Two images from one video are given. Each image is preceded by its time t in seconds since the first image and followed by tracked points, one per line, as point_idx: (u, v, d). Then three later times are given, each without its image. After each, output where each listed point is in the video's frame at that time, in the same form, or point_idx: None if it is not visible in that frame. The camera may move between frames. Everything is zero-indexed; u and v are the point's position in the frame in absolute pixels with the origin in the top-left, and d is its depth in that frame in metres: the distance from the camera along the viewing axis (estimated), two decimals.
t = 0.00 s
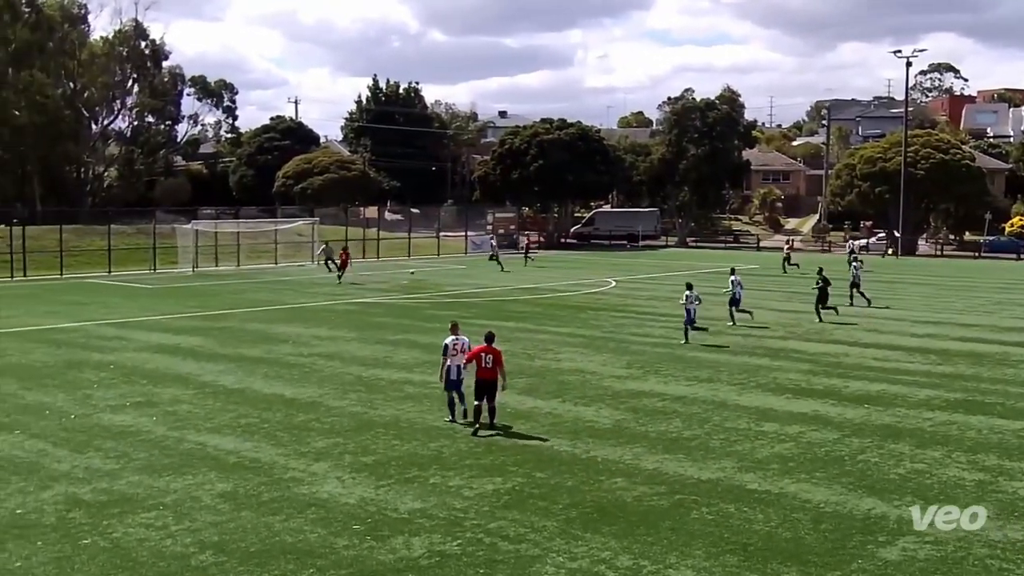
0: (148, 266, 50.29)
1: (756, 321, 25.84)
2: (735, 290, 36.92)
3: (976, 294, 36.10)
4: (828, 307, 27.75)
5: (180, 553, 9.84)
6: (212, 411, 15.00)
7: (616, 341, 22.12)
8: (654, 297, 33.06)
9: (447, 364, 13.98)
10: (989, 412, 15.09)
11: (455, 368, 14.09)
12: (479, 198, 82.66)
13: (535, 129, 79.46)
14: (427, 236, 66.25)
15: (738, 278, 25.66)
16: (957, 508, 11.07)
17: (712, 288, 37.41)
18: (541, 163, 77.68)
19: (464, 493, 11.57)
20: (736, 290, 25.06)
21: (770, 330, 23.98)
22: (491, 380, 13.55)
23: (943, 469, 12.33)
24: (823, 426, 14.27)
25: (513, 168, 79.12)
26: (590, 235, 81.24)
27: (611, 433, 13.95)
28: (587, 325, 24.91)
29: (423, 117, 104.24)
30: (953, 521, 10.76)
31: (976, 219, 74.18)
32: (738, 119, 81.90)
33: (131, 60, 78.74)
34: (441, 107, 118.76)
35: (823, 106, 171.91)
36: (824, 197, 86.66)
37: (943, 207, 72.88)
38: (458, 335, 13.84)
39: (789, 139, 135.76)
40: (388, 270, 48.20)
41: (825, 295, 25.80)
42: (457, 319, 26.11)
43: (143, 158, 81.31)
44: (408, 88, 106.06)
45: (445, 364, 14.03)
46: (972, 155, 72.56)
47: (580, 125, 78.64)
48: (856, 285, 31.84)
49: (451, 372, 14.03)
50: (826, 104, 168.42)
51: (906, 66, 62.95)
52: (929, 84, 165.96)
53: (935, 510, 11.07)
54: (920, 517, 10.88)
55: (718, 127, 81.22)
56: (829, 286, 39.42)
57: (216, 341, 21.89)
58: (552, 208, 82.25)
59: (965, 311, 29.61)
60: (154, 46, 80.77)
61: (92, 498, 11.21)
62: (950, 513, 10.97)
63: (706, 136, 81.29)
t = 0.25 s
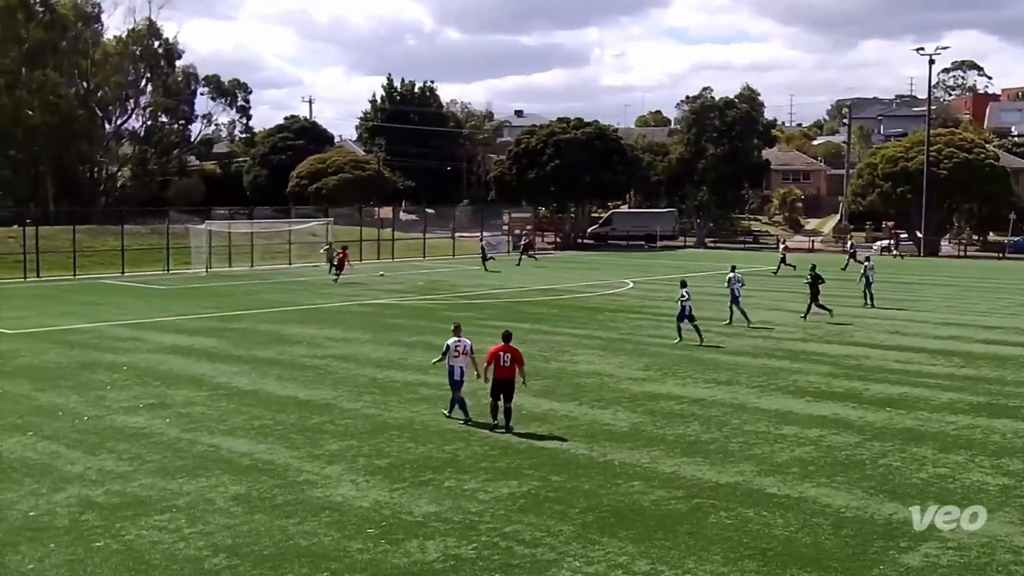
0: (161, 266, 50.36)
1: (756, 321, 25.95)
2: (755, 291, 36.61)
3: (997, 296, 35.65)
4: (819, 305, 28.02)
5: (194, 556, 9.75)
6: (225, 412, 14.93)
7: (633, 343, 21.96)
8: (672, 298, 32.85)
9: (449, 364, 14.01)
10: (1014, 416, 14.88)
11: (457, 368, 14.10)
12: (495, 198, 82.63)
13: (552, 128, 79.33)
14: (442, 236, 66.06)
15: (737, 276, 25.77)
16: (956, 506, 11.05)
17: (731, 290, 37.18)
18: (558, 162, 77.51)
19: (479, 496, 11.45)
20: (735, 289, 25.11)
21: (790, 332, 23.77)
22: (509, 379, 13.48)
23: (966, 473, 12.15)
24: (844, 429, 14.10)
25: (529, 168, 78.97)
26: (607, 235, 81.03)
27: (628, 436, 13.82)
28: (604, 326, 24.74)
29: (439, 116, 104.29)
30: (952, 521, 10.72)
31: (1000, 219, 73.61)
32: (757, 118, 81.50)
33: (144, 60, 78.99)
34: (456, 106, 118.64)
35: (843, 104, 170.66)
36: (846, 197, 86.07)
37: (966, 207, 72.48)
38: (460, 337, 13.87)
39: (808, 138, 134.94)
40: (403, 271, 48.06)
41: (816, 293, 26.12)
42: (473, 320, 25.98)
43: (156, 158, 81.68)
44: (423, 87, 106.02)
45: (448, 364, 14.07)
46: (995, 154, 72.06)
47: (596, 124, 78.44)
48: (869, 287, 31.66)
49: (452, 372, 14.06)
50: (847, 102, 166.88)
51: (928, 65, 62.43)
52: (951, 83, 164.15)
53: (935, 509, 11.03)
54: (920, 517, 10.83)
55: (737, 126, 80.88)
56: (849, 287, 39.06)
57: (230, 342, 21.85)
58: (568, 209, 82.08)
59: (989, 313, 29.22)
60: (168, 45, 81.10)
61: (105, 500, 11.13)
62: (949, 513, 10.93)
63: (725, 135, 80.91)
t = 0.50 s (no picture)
0: (174, 267, 50.40)
1: (753, 321, 26.23)
2: (776, 294, 36.22)
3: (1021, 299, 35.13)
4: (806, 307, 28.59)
5: (207, 560, 9.65)
6: (239, 415, 14.85)
7: (651, 345, 21.77)
8: (692, 300, 32.59)
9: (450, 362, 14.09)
10: None
11: (459, 365, 14.14)
12: (511, 198, 82.54)
13: (569, 128, 79.05)
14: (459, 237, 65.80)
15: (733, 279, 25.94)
16: (958, 507, 11.00)
17: (751, 292, 36.85)
18: (576, 162, 77.22)
19: (495, 500, 11.32)
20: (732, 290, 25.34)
21: (812, 334, 23.53)
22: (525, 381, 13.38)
23: (991, 479, 11.95)
24: (866, 433, 13.91)
25: (546, 168, 78.81)
26: (625, 235, 80.43)
27: (646, 440, 13.66)
28: (622, 329, 24.54)
29: (455, 116, 104.19)
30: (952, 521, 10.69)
31: None
32: (778, 118, 81.26)
33: (158, 59, 79.36)
34: (472, 106, 118.49)
35: (864, 103, 169.37)
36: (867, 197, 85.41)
37: (992, 208, 71.67)
38: (461, 335, 13.95)
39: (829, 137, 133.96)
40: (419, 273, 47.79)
41: (807, 294, 26.68)
42: (489, 322, 25.81)
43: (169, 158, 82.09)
44: (438, 87, 105.94)
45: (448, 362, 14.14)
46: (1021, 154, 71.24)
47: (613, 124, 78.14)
48: (880, 288, 31.47)
49: (452, 369, 14.13)
50: (868, 101, 165.54)
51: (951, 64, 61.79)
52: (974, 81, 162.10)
53: (935, 510, 11.01)
54: (920, 517, 10.81)
55: (757, 126, 80.63)
56: (870, 289, 38.63)
57: (244, 344, 21.79)
58: (585, 209, 81.80)
59: (1015, 316, 28.79)
60: (182, 44, 81.40)
61: (119, 503, 11.05)
62: (950, 513, 10.91)
63: (745, 135, 80.64)
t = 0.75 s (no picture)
0: (184, 267, 50.42)
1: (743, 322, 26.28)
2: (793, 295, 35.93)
3: None
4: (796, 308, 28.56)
5: (217, 562, 9.55)
6: (249, 417, 14.75)
7: (666, 347, 21.62)
8: (707, 301, 32.42)
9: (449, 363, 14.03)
10: None
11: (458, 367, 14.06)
12: (524, 198, 82.52)
13: (583, 126, 78.87)
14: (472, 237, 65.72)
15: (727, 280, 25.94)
16: (957, 508, 10.99)
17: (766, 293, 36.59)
18: (591, 161, 77.01)
19: (507, 504, 11.21)
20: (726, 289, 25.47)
21: (829, 337, 23.34)
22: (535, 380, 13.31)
23: (1010, 483, 11.79)
24: (884, 437, 13.75)
25: (560, 167, 78.65)
26: (639, 236, 80.76)
27: (659, 443, 13.53)
28: (636, 330, 24.38)
29: (467, 115, 104.25)
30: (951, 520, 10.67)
31: None
32: (794, 118, 81.01)
33: (167, 58, 79.21)
34: (485, 105, 118.34)
35: (883, 101, 168.28)
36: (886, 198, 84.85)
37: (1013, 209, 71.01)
38: (459, 336, 13.90)
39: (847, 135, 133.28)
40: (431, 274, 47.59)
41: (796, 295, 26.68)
42: (502, 323, 25.67)
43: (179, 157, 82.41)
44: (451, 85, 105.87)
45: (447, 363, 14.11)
46: None
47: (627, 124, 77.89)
48: (886, 288, 31.36)
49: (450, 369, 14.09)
50: (885, 100, 164.24)
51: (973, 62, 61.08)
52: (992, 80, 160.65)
53: (934, 510, 10.98)
54: (920, 517, 10.79)
55: (773, 125, 80.37)
56: (888, 290, 38.33)
57: (254, 345, 21.72)
58: (599, 210, 81.57)
59: None
60: (191, 43, 81.46)
61: (128, 505, 10.96)
62: (949, 513, 10.89)
63: (761, 134, 80.33)
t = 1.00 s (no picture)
0: (193, 269, 50.45)
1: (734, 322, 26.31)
2: (811, 297, 35.64)
3: None
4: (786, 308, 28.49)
5: (226, 568, 9.42)
6: (259, 420, 14.65)
7: (680, 350, 21.44)
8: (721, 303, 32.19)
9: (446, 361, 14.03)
10: None
11: (455, 365, 14.04)
12: (536, 198, 82.50)
13: (597, 126, 78.75)
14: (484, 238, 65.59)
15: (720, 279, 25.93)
16: (959, 508, 10.96)
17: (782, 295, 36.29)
18: (604, 162, 76.81)
19: (519, 508, 11.07)
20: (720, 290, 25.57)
21: (846, 339, 23.13)
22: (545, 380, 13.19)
23: None
24: (901, 441, 13.56)
25: (572, 168, 78.52)
26: (654, 237, 80.83)
27: (673, 447, 13.37)
28: (650, 333, 24.19)
29: (478, 114, 104.26)
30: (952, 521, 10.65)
31: None
32: (810, 117, 80.62)
33: (177, 57, 79.52)
34: (497, 104, 118.24)
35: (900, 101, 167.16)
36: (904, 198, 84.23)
37: None
38: (457, 334, 13.91)
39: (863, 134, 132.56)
40: (444, 275, 47.41)
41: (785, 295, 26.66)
42: (514, 326, 25.52)
43: (189, 157, 82.66)
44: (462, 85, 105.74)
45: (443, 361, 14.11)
46: None
47: (641, 124, 77.64)
48: (894, 289, 31.13)
49: (447, 367, 14.09)
50: (902, 99, 162.91)
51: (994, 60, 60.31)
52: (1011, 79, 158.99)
53: (936, 510, 10.96)
54: (922, 517, 10.77)
55: (789, 125, 80.03)
56: (908, 291, 38.02)
57: (264, 347, 21.63)
58: (613, 210, 81.33)
59: None
60: (200, 42, 81.63)
61: (136, 509, 10.87)
62: (951, 513, 10.86)
63: (777, 134, 79.97)
